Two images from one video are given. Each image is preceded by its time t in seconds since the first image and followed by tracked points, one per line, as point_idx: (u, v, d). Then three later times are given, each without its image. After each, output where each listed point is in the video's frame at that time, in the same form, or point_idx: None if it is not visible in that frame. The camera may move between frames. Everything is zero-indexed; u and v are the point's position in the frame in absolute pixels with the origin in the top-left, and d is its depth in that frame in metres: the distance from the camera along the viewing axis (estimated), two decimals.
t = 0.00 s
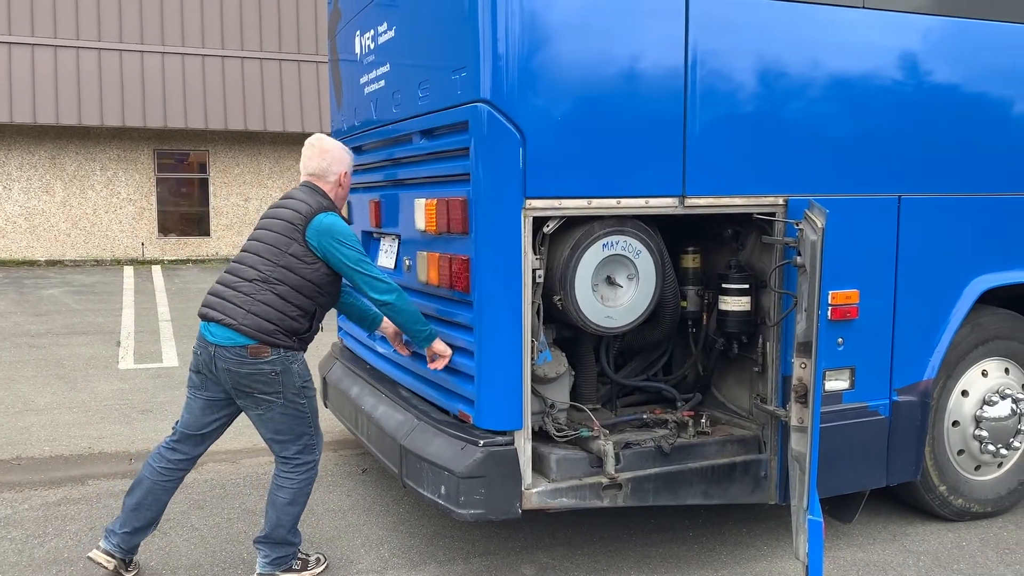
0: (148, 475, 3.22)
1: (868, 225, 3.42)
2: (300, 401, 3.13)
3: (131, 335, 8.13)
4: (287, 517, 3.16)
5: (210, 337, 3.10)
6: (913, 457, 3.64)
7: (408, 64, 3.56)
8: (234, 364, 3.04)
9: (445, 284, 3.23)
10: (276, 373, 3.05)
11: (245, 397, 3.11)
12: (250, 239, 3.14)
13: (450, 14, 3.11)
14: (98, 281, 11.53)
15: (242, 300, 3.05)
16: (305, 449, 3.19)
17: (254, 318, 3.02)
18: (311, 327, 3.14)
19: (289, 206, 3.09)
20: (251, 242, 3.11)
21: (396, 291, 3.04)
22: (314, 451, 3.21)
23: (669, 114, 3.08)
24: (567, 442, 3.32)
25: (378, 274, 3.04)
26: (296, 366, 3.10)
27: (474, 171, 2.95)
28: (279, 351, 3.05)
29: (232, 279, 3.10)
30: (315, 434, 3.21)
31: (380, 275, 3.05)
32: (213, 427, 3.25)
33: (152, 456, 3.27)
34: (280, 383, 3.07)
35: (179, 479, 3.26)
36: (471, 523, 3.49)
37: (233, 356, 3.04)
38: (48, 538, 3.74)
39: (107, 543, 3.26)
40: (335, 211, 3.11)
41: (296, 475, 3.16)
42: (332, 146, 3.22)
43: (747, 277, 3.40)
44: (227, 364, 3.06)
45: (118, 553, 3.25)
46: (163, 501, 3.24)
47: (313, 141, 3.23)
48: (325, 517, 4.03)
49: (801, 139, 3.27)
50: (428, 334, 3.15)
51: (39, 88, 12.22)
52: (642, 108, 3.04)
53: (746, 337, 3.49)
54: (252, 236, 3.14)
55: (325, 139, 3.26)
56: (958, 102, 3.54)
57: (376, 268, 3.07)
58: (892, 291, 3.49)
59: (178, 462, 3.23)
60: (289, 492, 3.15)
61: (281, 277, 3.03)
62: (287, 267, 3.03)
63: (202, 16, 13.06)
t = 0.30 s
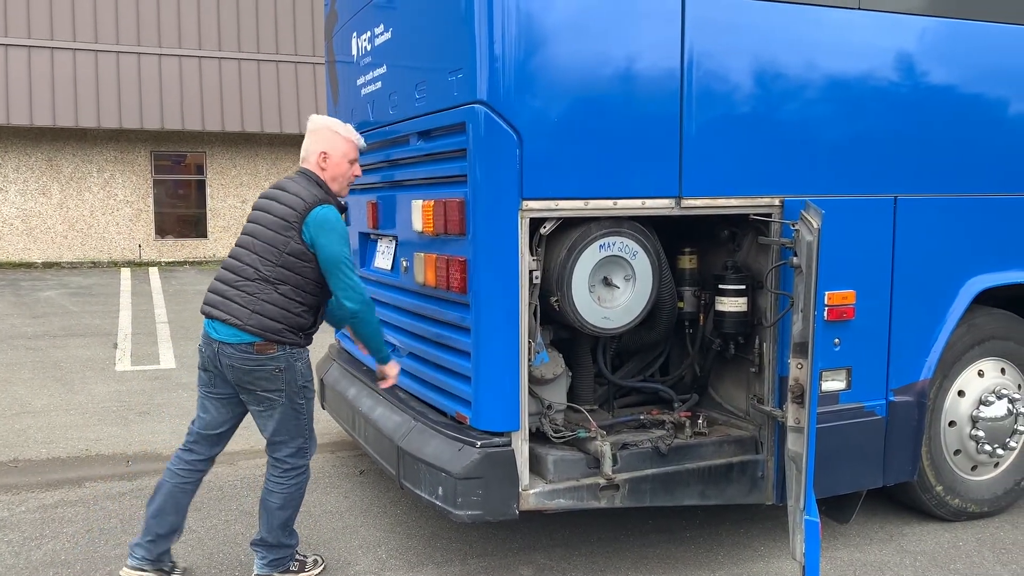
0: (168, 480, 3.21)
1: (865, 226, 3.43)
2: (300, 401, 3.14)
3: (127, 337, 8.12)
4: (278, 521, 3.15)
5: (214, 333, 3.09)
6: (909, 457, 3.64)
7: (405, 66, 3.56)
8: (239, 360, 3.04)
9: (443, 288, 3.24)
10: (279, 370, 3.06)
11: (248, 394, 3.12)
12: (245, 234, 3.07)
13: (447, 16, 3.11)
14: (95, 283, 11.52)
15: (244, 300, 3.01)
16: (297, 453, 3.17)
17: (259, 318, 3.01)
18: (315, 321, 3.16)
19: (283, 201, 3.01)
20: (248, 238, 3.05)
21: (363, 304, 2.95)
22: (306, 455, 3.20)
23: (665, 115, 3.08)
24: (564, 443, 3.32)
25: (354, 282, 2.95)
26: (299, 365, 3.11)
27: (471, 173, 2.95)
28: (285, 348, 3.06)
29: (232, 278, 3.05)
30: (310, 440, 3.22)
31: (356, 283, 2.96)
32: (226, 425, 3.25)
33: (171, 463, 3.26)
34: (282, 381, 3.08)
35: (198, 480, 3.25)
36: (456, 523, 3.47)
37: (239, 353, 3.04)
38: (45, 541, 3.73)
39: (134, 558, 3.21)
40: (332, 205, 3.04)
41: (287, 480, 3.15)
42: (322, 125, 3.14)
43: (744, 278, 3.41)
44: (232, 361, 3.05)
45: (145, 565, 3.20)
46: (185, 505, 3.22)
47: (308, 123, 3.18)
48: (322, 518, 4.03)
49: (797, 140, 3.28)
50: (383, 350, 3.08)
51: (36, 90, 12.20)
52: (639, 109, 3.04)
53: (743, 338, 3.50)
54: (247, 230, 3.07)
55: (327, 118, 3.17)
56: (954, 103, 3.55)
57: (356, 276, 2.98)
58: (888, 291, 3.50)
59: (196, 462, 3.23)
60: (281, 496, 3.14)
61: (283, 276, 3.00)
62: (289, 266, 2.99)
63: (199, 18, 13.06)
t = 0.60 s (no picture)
0: (192, 505, 3.07)
1: (861, 226, 3.43)
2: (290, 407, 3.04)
3: (126, 338, 8.12)
4: (275, 522, 3.19)
5: (195, 344, 3.02)
6: (907, 457, 3.65)
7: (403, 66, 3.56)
8: (222, 370, 2.96)
9: (441, 289, 3.24)
10: (263, 376, 2.99)
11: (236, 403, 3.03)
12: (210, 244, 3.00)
13: (444, 16, 3.11)
14: (94, 284, 11.51)
15: (217, 310, 2.93)
16: (289, 457, 3.14)
17: (233, 326, 2.92)
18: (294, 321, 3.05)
19: (239, 205, 2.90)
20: (212, 247, 2.97)
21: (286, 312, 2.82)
22: (298, 459, 3.18)
23: (662, 115, 3.09)
24: (562, 443, 3.33)
25: (284, 286, 2.82)
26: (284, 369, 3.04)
27: (468, 173, 2.96)
28: (266, 353, 2.98)
29: (204, 288, 2.98)
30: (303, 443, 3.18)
31: (287, 289, 2.83)
32: (237, 436, 3.10)
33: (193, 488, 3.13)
34: (267, 387, 3.01)
35: (223, 496, 3.11)
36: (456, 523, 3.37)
37: (220, 362, 2.96)
38: (43, 542, 3.73)
39: None
40: (294, 201, 2.93)
41: (280, 485, 3.15)
42: (287, 118, 3.05)
43: (741, 278, 3.41)
44: (215, 370, 2.97)
45: None
46: (214, 525, 3.09)
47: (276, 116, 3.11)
48: (321, 519, 4.03)
49: (794, 140, 3.29)
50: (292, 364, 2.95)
51: (33, 91, 12.19)
52: (636, 110, 3.05)
53: (740, 338, 3.50)
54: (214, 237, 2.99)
55: (296, 110, 3.09)
56: (951, 103, 3.56)
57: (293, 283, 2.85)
58: (884, 291, 3.50)
59: (215, 480, 3.09)
60: (274, 502, 3.15)
61: (246, 281, 2.91)
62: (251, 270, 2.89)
63: (196, 19, 13.05)
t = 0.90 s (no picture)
0: (181, 512, 3.04)
1: (859, 225, 3.44)
2: (277, 411, 2.92)
3: (124, 338, 8.11)
4: (276, 540, 3.01)
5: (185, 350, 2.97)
6: (905, 455, 3.66)
7: (401, 66, 3.55)
8: (204, 372, 2.88)
9: (439, 288, 3.24)
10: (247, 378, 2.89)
11: (224, 408, 2.94)
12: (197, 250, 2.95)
13: (442, 16, 3.11)
14: (92, 285, 11.50)
15: (195, 314, 2.85)
16: (289, 467, 2.99)
17: (210, 331, 2.82)
18: (278, 321, 2.91)
19: (214, 206, 2.82)
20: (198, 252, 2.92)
21: (252, 302, 2.64)
22: (299, 469, 3.00)
23: (660, 114, 3.09)
24: (560, 442, 3.33)
25: (251, 277, 2.65)
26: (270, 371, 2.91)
27: (467, 173, 2.95)
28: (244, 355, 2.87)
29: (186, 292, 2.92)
30: (303, 452, 3.01)
31: (254, 280, 2.65)
32: (220, 442, 3.02)
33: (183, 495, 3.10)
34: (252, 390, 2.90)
35: (212, 503, 3.07)
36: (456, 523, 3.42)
37: (203, 364, 2.88)
38: (41, 542, 3.73)
39: None
40: (267, 192, 2.79)
41: (283, 497, 2.99)
42: (266, 109, 2.90)
43: (739, 277, 3.42)
44: (200, 373, 2.90)
45: None
46: (205, 533, 3.06)
47: (255, 106, 2.96)
48: (319, 519, 4.03)
49: (792, 139, 3.29)
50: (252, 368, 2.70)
51: (31, 91, 12.17)
52: (634, 109, 3.05)
53: (738, 337, 3.51)
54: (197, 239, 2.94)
55: (275, 99, 2.93)
56: (949, 102, 3.56)
57: (262, 276, 2.69)
58: (882, 290, 3.51)
59: (203, 487, 3.04)
60: (270, 516, 2.99)
61: (219, 284, 2.81)
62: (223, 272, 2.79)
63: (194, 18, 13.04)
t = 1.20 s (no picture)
0: (197, 509, 3.02)
1: (856, 224, 3.44)
2: (279, 432, 2.69)
3: (120, 337, 8.09)
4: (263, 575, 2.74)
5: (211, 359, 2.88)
6: (901, 453, 3.67)
7: (397, 64, 3.55)
8: (218, 383, 2.76)
9: (436, 286, 3.24)
10: (253, 393, 2.69)
11: (238, 424, 2.80)
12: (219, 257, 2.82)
13: (438, 14, 3.11)
14: (88, 284, 11.49)
15: (210, 326, 2.72)
16: (285, 496, 2.73)
17: (222, 344, 2.69)
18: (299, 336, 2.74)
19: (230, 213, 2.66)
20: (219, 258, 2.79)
21: (269, 320, 2.44)
22: (293, 501, 2.73)
23: (657, 113, 3.09)
24: (557, 441, 3.33)
25: (266, 294, 2.46)
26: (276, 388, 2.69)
27: (463, 171, 2.96)
28: (255, 369, 2.69)
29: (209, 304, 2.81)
30: (304, 481, 2.74)
31: (270, 296, 2.46)
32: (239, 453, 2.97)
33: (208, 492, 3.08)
34: (256, 406, 2.70)
35: (228, 510, 3.01)
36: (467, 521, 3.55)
37: (217, 374, 2.76)
38: (38, 542, 3.72)
39: None
40: (280, 200, 2.58)
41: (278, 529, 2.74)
42: (293, 111, 2.67)
43: (736, 276, 3.42)
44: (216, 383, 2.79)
45: None
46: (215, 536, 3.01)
47: (278, 107, 2.72)
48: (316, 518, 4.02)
49: (789, 138, 3.29)
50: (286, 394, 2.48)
51: (26, 90, 12.14)
52: (631, 108, 3.05)
53: (735, 336, 3.51)
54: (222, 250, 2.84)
55: (302, 100, 2.71)
56: (945, 101, 3.57)
57: (280, 291, 2.48)
58: (879, 288, 3.51)
59: (223, 492, 3.00)
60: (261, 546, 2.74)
61: (231, 297, 2.66)
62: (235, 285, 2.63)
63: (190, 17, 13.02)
